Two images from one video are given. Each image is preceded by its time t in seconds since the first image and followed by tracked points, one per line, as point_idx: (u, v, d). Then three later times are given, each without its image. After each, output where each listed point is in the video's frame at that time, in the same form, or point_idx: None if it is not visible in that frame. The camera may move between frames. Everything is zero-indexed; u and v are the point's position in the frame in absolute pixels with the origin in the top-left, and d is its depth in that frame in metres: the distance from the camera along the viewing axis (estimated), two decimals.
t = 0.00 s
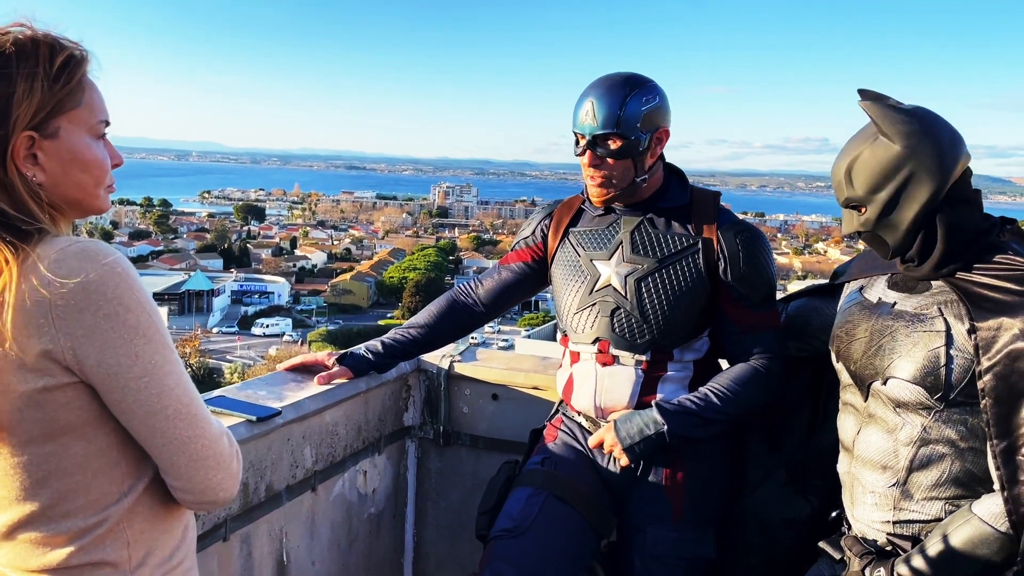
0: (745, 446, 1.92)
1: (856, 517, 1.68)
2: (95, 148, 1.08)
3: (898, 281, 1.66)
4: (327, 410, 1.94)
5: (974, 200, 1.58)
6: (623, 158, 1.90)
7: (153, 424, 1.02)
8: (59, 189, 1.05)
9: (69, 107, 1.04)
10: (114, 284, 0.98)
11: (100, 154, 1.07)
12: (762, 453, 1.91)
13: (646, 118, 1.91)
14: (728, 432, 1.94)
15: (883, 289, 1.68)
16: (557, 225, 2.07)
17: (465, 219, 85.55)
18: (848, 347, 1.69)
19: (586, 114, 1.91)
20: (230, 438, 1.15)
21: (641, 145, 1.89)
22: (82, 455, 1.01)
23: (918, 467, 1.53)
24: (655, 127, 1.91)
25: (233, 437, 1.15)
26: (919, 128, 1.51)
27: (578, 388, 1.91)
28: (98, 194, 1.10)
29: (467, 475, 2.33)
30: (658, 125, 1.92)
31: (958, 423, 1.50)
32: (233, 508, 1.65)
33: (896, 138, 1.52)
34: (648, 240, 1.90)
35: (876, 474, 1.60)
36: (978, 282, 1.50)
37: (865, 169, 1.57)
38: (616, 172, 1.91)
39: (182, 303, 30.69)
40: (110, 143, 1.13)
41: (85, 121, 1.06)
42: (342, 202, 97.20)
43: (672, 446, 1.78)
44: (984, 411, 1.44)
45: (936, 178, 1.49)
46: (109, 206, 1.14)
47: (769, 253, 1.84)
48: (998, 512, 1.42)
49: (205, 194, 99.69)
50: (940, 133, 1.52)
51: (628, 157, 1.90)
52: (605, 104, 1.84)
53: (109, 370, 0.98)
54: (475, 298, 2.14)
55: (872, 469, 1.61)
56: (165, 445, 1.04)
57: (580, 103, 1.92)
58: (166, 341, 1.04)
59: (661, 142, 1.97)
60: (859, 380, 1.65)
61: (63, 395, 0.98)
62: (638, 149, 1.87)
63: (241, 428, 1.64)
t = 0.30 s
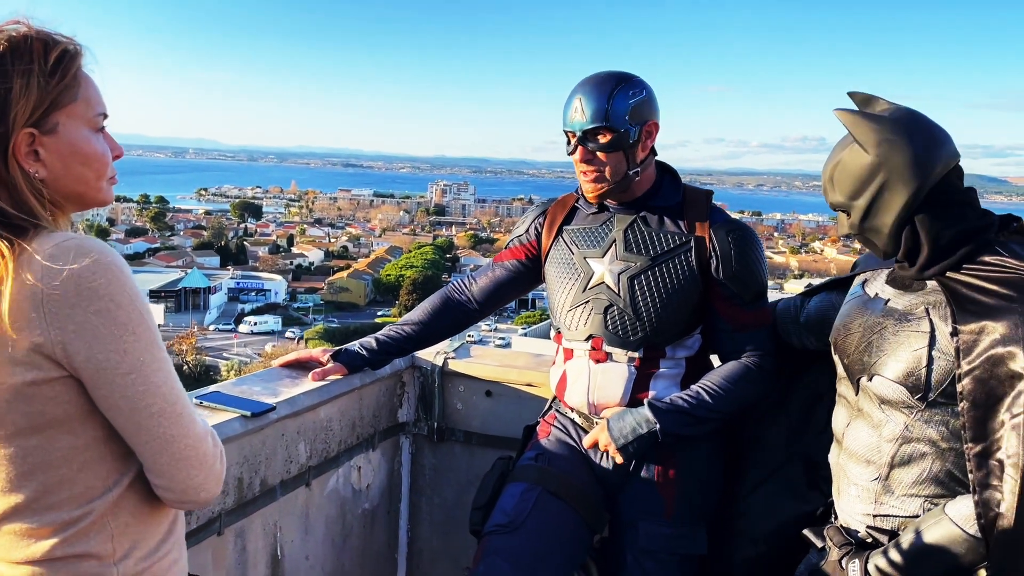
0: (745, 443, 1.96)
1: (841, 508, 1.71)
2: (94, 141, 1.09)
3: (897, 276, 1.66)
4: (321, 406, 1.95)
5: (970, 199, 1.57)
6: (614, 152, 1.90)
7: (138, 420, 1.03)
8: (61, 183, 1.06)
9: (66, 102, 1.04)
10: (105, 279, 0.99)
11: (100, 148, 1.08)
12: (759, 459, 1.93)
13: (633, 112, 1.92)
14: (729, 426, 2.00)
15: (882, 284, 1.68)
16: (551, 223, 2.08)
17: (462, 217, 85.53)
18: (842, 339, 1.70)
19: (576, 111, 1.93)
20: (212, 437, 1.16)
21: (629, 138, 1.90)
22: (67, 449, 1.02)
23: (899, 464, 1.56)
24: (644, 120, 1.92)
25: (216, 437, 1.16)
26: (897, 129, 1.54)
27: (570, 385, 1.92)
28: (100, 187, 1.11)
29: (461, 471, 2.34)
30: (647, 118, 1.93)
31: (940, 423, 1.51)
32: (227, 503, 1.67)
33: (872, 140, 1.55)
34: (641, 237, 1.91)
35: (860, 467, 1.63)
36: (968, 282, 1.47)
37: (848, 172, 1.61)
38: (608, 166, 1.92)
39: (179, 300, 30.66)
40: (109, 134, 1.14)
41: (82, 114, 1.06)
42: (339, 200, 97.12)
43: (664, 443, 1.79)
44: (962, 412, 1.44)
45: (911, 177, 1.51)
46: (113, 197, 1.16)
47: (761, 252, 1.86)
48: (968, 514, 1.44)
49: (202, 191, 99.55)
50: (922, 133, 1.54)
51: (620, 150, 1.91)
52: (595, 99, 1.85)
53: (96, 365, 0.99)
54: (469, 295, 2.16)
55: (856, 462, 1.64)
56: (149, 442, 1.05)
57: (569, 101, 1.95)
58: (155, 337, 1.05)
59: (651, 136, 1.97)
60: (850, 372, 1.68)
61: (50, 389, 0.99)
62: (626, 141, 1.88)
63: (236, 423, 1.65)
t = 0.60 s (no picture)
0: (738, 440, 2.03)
1: (821, 498, 1.75)
2: (84, 141, 1.12)
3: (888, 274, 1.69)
4: (309, 402, 1.98)
5: (956, 199, 1.58)
6: (598, 150, 1.94)
7: (112, 414, 1.06)
8: (50, 181, 1.09)
9: (55, 103, 1.07)
10: (84, 276, 1.02)
11: (89, 147, 1.11)
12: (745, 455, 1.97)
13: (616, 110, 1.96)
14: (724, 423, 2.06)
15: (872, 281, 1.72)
16: (538, 222, 2.11)
17: (461, 216, 85.54)
18: (833, 333, 1.74)
19: (560, 110, 1.97)
20: (188, 433, 1.18)
21: (612, 136, 1.94)
22: (46, 438, 1.04)
23: (873, 460, 1.59)
24: (626, 119, 1.96)
25: (191, 432, 1.19)
26: (880, 133, 1.56)
27: (555, 382, 1.95)
28: (90, 185, 1.14)
29: (449, 467, 2.37)
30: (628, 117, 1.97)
31: (911, 423, 1.54)
32: (215, 497, 1.69)
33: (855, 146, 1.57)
34: (626, 237, 1.94)
35: (839, 460, 1.67)
36: (946, 284, 1.49)
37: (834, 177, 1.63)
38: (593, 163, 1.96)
39: (177, 298, 30.67)
40: (97, 133, 1.16)
41: (72, 115, 1.09)
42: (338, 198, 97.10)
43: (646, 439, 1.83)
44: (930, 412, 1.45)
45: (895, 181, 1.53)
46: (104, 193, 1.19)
47: (742, 252, 1.89)
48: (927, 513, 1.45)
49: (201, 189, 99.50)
50: (905, 137, 1.56)
51: (603, 148, 1.95)
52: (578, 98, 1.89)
53: (74, 359, 1.02)
54: (457, 293, 2.19)
55: (836, 455, 1.68)
56: (123, 436, 1.08)
57: (553, 103, 1.99)
58: (134, 335, 1.07)
59: (634, 133, 2.02)
60: (837, 366, 1.71)
61: (28, 381, 1.01)
62: (609, 138, 1.92)
63: (223, 418, 1.68)
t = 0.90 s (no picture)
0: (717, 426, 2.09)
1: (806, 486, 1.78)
2: (72, 146, 1.16)
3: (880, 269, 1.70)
4: (300, 395, 2.01)
5: (946, 202, 1.60)
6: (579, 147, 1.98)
7: (80, 410, 1.07)
8: (34, 181, 1.12)
9: (51, 108, 1.11)
10: (61, 271, 1.03)
11: (77, 153, 1.15)
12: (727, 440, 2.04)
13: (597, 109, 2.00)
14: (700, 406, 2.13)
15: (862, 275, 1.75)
16: (526, 219, 2.14)
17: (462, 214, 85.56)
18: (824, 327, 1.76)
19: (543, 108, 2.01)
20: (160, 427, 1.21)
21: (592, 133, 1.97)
22: (27, 426, 1.07)
23: (853, 453, 1.63)
24: (607, 116, 2.00)
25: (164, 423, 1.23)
26: (872, 135, 1.56)
27: (542, 376, 1.99)
28: (71, 190, 1.18)
29: (439, 461, 2.41)
30: (610, 115, 2.01)
31: (890, 419, 1.57)
32: (206, 487, 1.73)
33: (846, 147, 1.56)
34: (611, 233, 1.97)
35: (823, 451, 1.71)
36: (930, 289, 1.51)
37: (825, 179, 1.62)
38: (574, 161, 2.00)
39: (178, 296, 30.73)
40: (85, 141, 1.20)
41: (65, 121, 1.13)
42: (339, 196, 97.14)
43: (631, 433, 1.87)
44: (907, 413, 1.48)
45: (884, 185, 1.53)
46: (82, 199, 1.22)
47: (726, 248, 1.92)
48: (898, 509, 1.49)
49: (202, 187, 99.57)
50: (895, 139, 1.56)
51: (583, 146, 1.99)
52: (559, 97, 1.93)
53: (49, 352, 1.03)
54: (446, 288, 2.22)
55: (820, 446, 1.72)
56: (87, 432, 1.08)
57: (536, 102, 2.03)
58: (108, 334, 1.08)
59: (616, 131, 2.05)
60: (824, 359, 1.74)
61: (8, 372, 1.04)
62: (589, 136, 1.96)
63: (215, 410, 1.71)
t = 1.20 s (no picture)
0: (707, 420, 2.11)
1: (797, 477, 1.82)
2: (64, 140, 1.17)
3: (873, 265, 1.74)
4: (296, 389, 2.05)
5: (940, 203, 1.63)
6: (570, 148, 2.02)
7: (73, 402, 1.08)
8: (27, 174, 1.14)
9: (42, 102, 1.12)
10: (56, 267, 1.05)
11: (69, 147, 1.16)
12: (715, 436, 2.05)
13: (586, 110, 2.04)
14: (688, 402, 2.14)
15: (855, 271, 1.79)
16: (520, 217, 2.18)
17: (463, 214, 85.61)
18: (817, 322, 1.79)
19: (533, 113, 2.05)
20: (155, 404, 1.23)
21: (583, 133, 2.01)
22: (32, 414, 1.10)
23: (845, 445, 1.66)
24: (596, 116, 2.04)
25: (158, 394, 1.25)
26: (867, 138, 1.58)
27: (533, 370, 2.03)
28: (64, 182, 1.19)
29: (434, 455, 2.45)
30: (599, 114, 2.05)
31: (882, 413, 1.60)
32: (203, 478, 1.77)
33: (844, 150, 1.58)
34: (602, 230, 2.01)
35: (815, 442, 1.74)
36: (923, 286, 1.54)
37: (822, 181, 1.65)
38: (567, 162, 2.04)
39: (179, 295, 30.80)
40: (79, 134, 1.21)
41: (57, 115, 1.14)
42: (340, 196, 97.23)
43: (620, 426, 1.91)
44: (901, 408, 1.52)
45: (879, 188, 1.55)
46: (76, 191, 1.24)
47: (714, 245, 1.96)
48: (891, 501, 1.53)
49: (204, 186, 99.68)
50: (891, 141, 1.58)
51: (575, 147, 2.02)
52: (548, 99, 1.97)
53: (42, 347, 1.05)
54: (440, 286, 2.26)
55: (813, 438, 1.75)
56: (83, 424, 1.10)
57: (526, 106, 2.07)
58: (101, 326, 1.09)
59: (606, 130, 2.10)
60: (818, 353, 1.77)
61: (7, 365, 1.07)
62: (580, 136, 2.00)
63: (212, 403, 1.75)
